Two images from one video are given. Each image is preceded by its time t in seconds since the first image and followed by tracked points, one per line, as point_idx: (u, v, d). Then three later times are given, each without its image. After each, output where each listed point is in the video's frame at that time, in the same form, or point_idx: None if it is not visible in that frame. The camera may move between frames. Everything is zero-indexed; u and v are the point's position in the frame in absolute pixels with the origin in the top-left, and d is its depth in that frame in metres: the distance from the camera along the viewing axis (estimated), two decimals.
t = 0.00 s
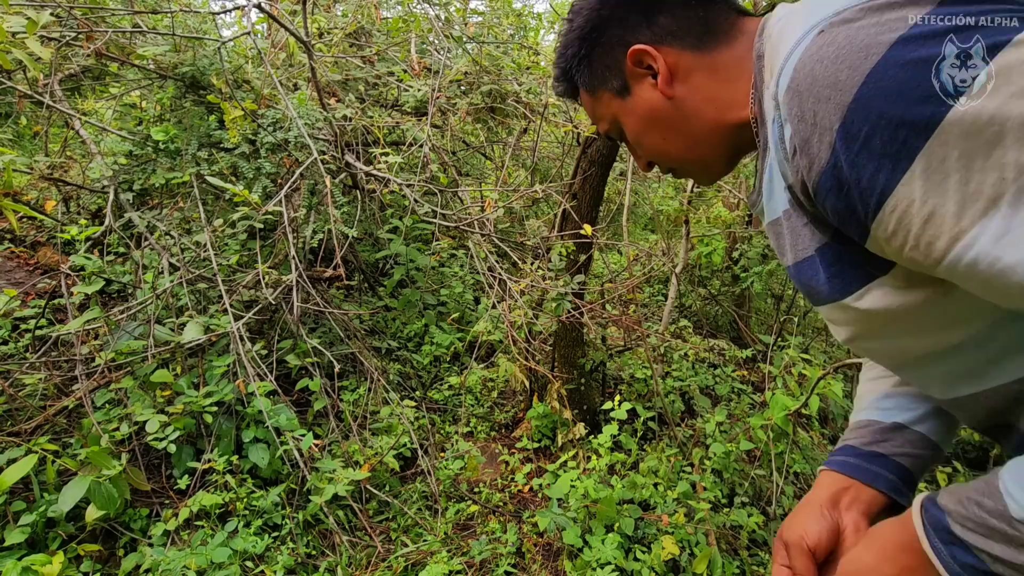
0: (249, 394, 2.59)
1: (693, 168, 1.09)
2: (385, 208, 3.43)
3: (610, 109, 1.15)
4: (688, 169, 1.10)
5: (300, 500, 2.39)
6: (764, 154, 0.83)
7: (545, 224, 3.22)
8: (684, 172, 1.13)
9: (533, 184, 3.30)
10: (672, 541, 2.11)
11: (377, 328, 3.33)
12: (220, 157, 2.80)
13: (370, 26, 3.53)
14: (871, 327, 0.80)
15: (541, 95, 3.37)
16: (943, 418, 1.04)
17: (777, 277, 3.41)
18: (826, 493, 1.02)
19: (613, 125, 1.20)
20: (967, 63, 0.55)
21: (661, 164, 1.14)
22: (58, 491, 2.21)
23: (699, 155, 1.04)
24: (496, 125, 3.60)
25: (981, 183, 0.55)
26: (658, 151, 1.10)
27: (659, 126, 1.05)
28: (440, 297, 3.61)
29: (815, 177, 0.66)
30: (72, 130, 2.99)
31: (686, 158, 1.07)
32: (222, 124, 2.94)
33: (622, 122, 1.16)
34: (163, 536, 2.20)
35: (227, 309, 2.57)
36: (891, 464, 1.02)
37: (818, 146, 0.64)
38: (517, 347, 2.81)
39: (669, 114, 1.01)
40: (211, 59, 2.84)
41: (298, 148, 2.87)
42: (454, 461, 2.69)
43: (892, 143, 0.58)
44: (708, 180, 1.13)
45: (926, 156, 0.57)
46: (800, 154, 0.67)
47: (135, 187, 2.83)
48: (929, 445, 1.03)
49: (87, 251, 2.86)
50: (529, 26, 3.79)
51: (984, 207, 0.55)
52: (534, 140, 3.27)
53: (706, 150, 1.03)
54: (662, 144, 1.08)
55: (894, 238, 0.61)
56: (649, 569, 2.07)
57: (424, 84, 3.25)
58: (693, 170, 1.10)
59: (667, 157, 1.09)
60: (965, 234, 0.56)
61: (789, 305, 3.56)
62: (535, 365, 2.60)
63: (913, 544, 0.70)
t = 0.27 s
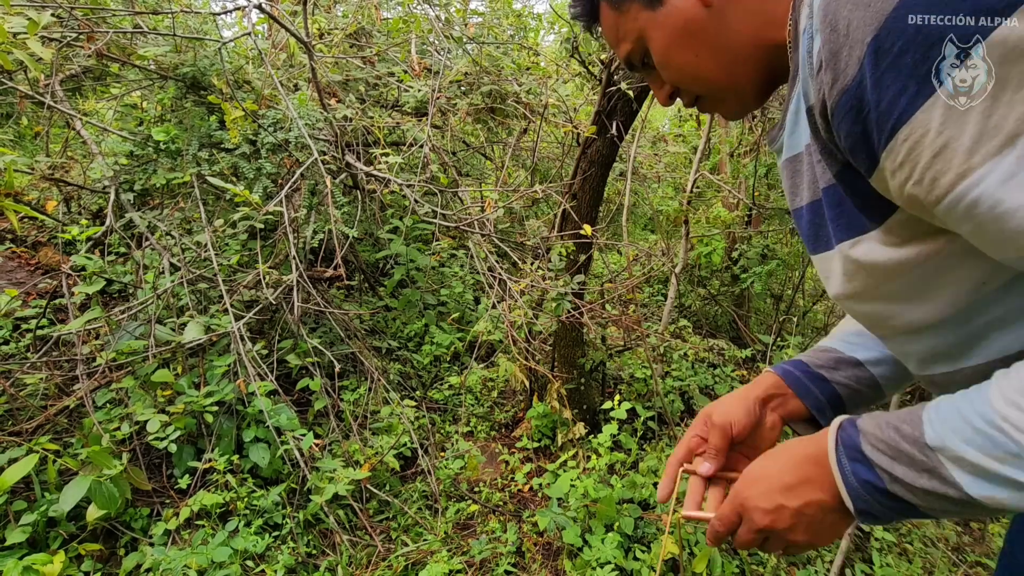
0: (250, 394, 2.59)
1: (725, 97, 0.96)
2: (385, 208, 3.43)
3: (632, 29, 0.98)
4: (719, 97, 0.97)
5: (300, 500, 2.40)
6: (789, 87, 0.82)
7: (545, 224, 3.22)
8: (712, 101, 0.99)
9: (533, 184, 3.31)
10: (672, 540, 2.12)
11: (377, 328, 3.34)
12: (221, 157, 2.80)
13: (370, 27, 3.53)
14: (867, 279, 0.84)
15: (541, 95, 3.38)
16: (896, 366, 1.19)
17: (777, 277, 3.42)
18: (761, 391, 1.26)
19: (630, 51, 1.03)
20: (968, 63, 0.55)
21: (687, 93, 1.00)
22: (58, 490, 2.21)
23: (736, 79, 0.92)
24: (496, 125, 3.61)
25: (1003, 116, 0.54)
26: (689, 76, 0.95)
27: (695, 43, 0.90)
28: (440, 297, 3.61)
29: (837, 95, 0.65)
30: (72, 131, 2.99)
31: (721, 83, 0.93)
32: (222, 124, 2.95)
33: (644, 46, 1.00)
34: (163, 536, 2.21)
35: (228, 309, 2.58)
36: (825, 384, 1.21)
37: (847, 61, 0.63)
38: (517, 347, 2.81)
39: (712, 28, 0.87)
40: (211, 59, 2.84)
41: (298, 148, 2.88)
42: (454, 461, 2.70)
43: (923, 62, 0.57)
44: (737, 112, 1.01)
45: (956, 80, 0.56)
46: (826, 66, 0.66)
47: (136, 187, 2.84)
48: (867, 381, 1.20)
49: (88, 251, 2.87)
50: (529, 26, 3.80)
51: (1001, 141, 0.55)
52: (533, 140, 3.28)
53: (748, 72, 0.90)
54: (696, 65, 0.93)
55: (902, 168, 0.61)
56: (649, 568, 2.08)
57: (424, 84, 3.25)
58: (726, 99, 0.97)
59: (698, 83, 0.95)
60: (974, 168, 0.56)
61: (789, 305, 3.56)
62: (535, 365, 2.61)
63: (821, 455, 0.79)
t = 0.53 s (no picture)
0: (249, 394, 2.59)
1: (750, 52, 0.90)
2: (385, 208, 3.43)
3: None
4: (743, 53, 0.91)
5: (300, 500, 2.40)
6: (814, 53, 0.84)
7: (545, 224, 3.23)
8: (735, 57, 0.93)
9: (533, 184, 3.31)
10: (672, 541, 2.11)
11: (377, 328, 3.34)
12: (221, 157, 2.80)
13: (370, 26, 3.53)
14: (870, 260, 0.91)
15: (541, 95, 3.38)
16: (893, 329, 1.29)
17: (777, 277, 3.42)
18: (754, 329, 1.47)
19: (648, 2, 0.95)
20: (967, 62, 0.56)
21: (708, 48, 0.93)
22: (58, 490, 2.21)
23: (763, 31, 0.85)
24: (496, 125, 3.61)
25: (950, 120, 0.57)
26: (710, 31, 0.87)
27: None
28: (440, 297, 3.61)
29: (823, 68, 0.70)
30: (72, 131, 2.99)
31: (745, 38, 0.87)
32: (222, 124, 2.95)
33: None
34: (163, 536, 2.21)
35: (228, 308, 2.58)
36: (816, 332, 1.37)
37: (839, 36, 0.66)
38: (517, 347, 2.82)
39: None
40: (211, 59, 2.85)
41: (298, 148, 2.88)
42: (454, 461, 2.70)
43: (894, 49, 0.60)
44: (762, 68, 0.95)
45: (920, 75, 0.59)
46: (822, 35, 0.69)
47: (136, 187, 2.84)
48: (861, 336, 1.33)
49: (88, 251, 2.87)
50: (529, 26, 3.80)
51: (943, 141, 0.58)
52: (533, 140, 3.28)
53: (777, 23, 0.83)
54: (724, 19, 0.85)
55: (866, 152, 0.66)
56: (649, 569, 2.07)
57: (424, 84, 3.25)
58: (751, 54, 0.91)
59: (720, 39, 0.88)
60: (918, 167, 0.60)
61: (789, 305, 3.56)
62: (535, 365, 2.61)
63: (739, 400, 0.94)
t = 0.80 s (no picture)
0: (250, 394, 2.60)
1: (736, 76, 0.92)
2: (385, 208, 3.44)
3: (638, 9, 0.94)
4: (730, 76, 0.93)
5: (300, 500, 2.40)
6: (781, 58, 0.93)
7: (545, 224, 3.23)
8: (724, 81, 0.95)
9: (533, 184, 3.31)
10: (672, 540, 2.12)
11: (377, 328, 3.34)
12: (221, 157, 2.81)
13: (370, 26, 3.53)
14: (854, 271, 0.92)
15: (541, 95, 3.37)
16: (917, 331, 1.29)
17: (777, 277, 3.43)
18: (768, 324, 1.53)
19: (639, 32, 0.99)
20: (966, 63, 0.61)
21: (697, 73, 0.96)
22: (58, 490, 2.21)
23: (750, 58, 0.87)
24: (496, 125, 3.61)
25: (856, 150, 0.67)
26: (698, 57, 0.91)
27: (703, 22, 0.85)
28: (440, 297, 3.61)
29: (773, 94, 0.79)
30: (72, 130, 2.99)
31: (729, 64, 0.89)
32: (222, 124, 2.95)
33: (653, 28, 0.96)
34: (163, 536, 2.21)
35: (228, 308, 2.58)
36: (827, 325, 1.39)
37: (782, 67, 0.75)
38: (517, 347, 2.82)
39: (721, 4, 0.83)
40: (212, 59, 2.85)
41: (298, 148, 2.89)
42: (454, 461, 2.70)
43: (819, 83, 0.69)
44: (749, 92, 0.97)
45: (839, 110, 0.68)
46: (770, 66, 0.78)
47: (136, 187, 2.84)
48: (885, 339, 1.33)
49: (88, 251, 2.87)
50: (529, 26, 3.80)
51: (857, 168, 0.68)
52: (534, 140, 3.28)
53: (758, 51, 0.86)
54: (709, 44, 0.87)
55: (805, 167, 0.76)
56: (649, 569, 2.08)
57: (424, 84, 3.25)
58: (739, 78, 0.93)
59: (707, 64, 0.91)
60: (838, 187, 0.71)
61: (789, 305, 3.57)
62: (535, 365, 2.61)
63: (705, 385, 1.04)
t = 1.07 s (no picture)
0: (249, 394, 2.60)
1: (689, 133, 1.11)
2: (384, 208, 3.44)
3: (615, 78, 1.15)
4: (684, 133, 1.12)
5: (300, 500, 2.40)
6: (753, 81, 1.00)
7: (545, 224, 3.22)
8: (687, 134, 1.12)
9: (533, 184, 3.31)
10: (672, 540, 2.11)
11: (377, 328, 3.34)
12: (221, 157, 2.80)
13: (370, 26, 3.53)
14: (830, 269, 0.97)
15: (541, 95, 3.37)
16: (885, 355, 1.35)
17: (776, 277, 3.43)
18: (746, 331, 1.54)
19: (620, 92, 1.20)
20: (967, 62, 0.74)
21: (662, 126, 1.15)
22: (58, 490, 2.21)
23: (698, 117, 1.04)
24: (496, 125, 3.60)
25: (757, 194, 0.77)
26: (659, 116, 1.10)
27: (659, 89, 1.04)
28: (440, 297, 3.61)
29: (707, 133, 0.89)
30: (72, 130, 2.98)
31: (682, 123, 1.08)
32: (222, 124, 2.95)
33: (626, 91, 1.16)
34: (163, 536, 2.20)
35: (227, 309, 2.57)
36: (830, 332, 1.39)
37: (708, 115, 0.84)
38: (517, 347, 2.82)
39: (668, 79, 1.01)
40: (212, 59, 2.84)
41: (298, 148, 2.89)
42: (454, 461, 2.71)
43: (729, 135, 0.79)
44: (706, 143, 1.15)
45: (743, 158, 0.77)
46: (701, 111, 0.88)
47: (136, 187, 2.84)
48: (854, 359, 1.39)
49: (88, 251, 2.86)
50: (529, 26, 3.79)
51: (757, 204, 0.78)
52: (534, 140, 3.28)
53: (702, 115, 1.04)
54: (666, 106, 1.06)
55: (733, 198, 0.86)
56: (649, 569, 2.07)
57: (424, 84, 3.25)
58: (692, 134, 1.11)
59: (667, 123, 1.10)
60: (752, 221, 0.80)
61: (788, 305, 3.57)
62: (535, 365, 2.60)
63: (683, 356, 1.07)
